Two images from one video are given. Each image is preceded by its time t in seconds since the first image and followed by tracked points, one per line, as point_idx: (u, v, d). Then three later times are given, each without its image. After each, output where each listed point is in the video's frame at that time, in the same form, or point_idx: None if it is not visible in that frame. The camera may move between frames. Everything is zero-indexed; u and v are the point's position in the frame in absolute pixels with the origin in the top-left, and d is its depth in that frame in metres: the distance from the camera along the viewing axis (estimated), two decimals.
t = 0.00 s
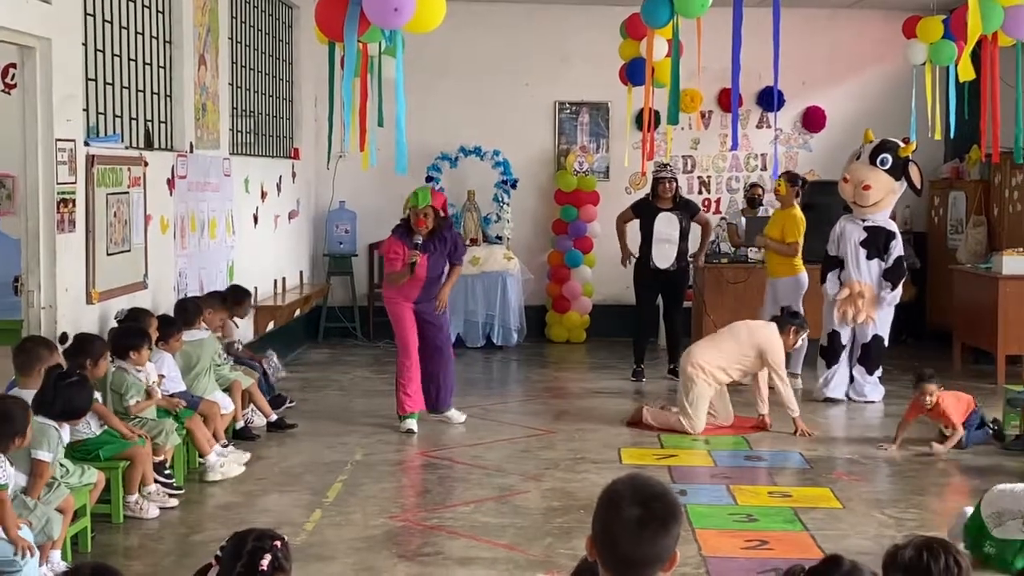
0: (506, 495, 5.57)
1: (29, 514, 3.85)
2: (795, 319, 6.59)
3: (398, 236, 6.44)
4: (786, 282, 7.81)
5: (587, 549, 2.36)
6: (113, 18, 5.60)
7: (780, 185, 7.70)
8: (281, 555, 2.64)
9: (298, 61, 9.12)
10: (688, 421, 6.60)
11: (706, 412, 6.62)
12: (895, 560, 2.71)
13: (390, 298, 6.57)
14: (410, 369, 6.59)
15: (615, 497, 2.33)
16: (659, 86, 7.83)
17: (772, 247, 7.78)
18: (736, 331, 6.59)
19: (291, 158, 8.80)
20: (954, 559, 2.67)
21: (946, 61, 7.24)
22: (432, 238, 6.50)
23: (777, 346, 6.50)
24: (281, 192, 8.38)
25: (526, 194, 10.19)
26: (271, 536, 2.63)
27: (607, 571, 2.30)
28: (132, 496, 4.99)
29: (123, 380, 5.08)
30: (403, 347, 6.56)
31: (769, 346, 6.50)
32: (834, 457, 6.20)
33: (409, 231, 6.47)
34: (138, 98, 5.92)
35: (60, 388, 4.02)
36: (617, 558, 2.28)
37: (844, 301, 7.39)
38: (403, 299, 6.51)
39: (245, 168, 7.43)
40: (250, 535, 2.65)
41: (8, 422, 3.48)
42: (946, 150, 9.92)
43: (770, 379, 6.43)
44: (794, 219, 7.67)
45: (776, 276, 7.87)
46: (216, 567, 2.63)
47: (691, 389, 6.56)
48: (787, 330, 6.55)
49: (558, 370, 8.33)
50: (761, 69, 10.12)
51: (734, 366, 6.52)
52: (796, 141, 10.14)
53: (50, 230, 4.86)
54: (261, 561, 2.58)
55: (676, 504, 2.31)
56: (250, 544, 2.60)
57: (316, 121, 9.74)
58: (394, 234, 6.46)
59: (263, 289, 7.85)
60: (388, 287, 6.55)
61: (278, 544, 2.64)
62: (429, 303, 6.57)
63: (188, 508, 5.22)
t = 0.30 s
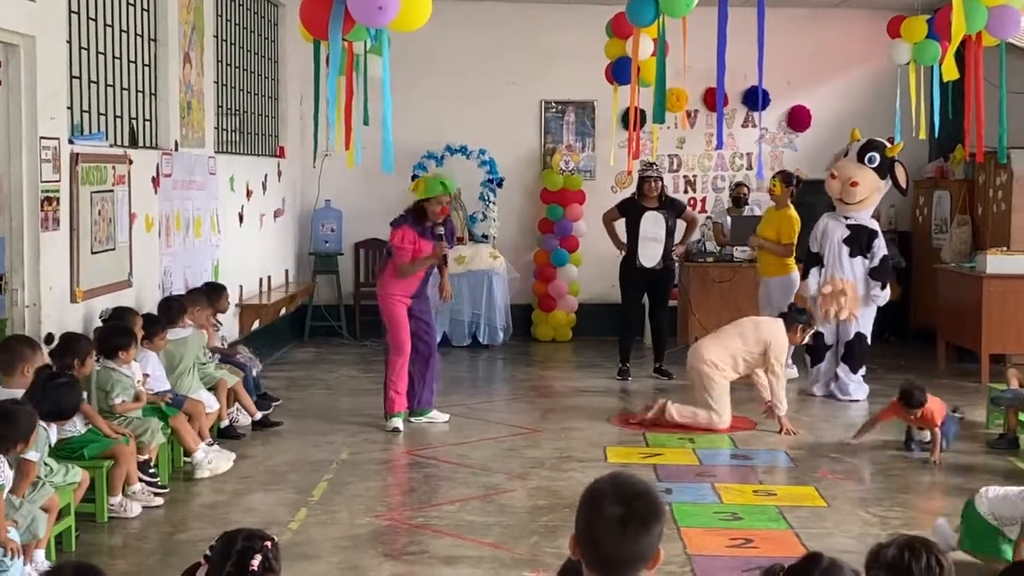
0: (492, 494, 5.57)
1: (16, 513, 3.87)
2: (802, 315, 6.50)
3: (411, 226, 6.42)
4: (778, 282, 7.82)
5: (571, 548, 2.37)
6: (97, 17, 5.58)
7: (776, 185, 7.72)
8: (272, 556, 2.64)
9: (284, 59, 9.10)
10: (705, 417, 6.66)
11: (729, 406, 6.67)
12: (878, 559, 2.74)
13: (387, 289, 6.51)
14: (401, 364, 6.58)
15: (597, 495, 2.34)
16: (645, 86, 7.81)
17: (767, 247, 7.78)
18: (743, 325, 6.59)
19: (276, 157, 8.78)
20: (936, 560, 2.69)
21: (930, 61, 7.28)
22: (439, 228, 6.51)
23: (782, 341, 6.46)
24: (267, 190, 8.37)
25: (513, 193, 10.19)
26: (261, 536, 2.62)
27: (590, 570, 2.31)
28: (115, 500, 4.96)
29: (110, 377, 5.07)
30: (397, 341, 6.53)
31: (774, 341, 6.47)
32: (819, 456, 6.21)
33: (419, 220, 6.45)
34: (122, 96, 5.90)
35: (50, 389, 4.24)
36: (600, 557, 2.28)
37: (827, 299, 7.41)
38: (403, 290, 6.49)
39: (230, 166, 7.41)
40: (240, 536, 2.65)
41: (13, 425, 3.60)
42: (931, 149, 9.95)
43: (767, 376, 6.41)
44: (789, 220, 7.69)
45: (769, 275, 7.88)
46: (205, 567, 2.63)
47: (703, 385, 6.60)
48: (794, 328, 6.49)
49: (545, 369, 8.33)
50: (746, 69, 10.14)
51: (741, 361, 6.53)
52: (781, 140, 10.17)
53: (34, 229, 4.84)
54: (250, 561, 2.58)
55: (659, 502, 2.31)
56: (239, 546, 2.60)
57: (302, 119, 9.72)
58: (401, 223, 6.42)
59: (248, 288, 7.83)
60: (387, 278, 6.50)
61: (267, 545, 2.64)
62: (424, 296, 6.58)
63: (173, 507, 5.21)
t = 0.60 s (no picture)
0: (471, 493, 5.57)
1: None
2: (799, 315, 6.67)
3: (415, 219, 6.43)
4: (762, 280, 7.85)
5: (550, 546, 2.37)
6: (76, 14, 5.55)
7: (765, 186, 7.76)
8: (251, 561, 2.64)
9: (264, 58, 9.08)
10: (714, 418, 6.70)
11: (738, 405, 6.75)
12: (855, 559, 2.76)
13: (389, 284, 6.47)
14: (397, 360, 6.56)
15: (576, 495, 2.35)
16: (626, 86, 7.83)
17: (757, 245, 7.80)
18: (747, 325, 6.70)
19: (256, 156, 8.76)
20: (912, 559, 2.72)
21: (908, 62, 7.28)
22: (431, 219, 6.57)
23: (784, 339, 6.61)
24: (246, 189, 8.34)
25: (493, 192, 10.19)
26: (241, 542, 2.64)
27: (568, 569, 2.32)
28: (98, 495, 4.93)
29: (89, 377, 5.05)
30: (398, 338, 6.49)
31: (776, 339, 6.61)
32: (798, 454, 6.23)
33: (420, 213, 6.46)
34: (101, 94, 5.88)
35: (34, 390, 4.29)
36: (578, 556, 2.30)
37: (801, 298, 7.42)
38: (406, 285, 6.47)
39: (209, 165, 7.39)
40: (219, 541, 2.65)
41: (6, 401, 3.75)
42: (909, 150, 9.99)
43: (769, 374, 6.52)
44: (777, 220, 7.80)
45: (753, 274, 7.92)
46: (182, 572, 2.63)
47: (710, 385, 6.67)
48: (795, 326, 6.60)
49: (525, 368, 8.32)
50: (726, 69, 10.16)
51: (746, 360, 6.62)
52: (761, 140, 10.19)
53: (11, 227, 4.82)
54: (231, 567, 2.58)
55: (638, 503, 2.32)
56: (219, 550, 2.60)
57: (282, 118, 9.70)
58: (406, 217, 6.41)
59: (228, 288, 7.80)
60: (390, 272, 6.45)
61: (247, 550, 2.64)
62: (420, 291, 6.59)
63: (152, 507, 5.20)
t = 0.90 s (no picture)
0: (446, 493, 5.57)
1: None
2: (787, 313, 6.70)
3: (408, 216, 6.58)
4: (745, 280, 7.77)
5: (524, 544, 2.37)
6: (49, 13, 5.52)
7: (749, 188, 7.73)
8: (219, 568, 2.63)
9: (239, 57, 9.05)
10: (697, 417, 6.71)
11: (717, 406, 6.76)
12: (828, 559, 2.77)
13: (388, 279, 6.61)
14: (401, 352, 6.70)
15: (550, 493, 2.34)
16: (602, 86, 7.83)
17: (740, 245, 7.73)
18: (741, 325, 6.65)
19: (231, 155, 8.72)
20: (885, 560, 2.74)
21: (882, 62, 7.32)
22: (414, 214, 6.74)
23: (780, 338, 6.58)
24: (221, 188, 8.32)
25: (469, 192, 10.19)
26: (208, 549, 2.62)
27: (542, 568, 2.31)
28: (73, 492, 4.91)
29: (61, 377, 5.03)
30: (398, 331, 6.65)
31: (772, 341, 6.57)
32: (772, 454, 6.26)
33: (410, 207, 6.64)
34: (74, 93, 5.85)
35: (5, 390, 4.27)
36: (551, 554, 2.29)
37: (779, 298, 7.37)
38: (402, 277, 6.67)
39: (183, 164, 7.36)
40: (186, 548, 2.64)
41: None
42: (883, 150, 10.04)
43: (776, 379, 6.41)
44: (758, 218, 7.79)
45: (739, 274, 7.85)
46: None
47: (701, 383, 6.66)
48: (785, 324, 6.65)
49: (501, 368, 8.32)
50: (700, 69, 10.19)
51: (740, 361, 6.59)
52: (736, 140, 10.22)
53: None
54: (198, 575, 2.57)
55: (612, 501, 2.31)
56: (185, 559, 2.59)
57: (257, 117, 9.67)
58: (406, 213, 6.56)
59: (202, 287, 7.76)
60: (390, 268, 6.61)
61: (214, 557, 2.64)
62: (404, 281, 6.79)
63: (124, 508, 5.17)
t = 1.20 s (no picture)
0: (418, 494, 5.56)
1: None
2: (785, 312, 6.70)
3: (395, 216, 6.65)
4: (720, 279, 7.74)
5: (498, 545, 2.36)
6: (18, 12, 5.47)
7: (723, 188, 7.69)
8: (182, 572, 2.61)
9: (211, 56, 9.00)
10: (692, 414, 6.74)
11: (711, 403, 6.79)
12: (798, 559, 2.76)
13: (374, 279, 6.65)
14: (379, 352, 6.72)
15: (524, 495, 2.33)
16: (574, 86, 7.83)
17: (716, 244, 7.72)
18: (734, 326, 6.67)
19: (202, 155, 8.67)
20: (855, 559, 2.73)
21: (852, 64, 7.36)
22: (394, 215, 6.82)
23: (771, 338, 6.60)
24: (192, 188, 8.27)
25: (441, 192, 10.18)
26: (171, 552, 2.60)
27: (515, 568, 2.30)
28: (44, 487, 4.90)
29: (30, 377, 5.00)
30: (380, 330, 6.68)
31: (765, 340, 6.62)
32: (744, 454, 6.28)
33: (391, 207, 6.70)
34: (43, 93, 5.80)
35: None
36: (524, 555, 2.28)
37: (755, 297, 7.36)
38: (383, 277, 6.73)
39: (154, 164, 7.31)
40: (148, 551, 2.61)
41: None
42: (854, 151, 10.09)
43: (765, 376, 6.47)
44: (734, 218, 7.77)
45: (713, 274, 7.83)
46: None
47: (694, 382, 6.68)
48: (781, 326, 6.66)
49: (474, 369, 8.31)
50: (673, 70, 10.22)
51: (732, 362, 6.62)
52: (709, 141, 10.25)
53: None
54: None
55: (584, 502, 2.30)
56: (147, 561, 2.57)
57: (228, 116, 9.63)
58: (393, 214, 6.64)
59: (173, 287, 7.72)
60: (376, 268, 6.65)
61: (177, 560, 2.61)
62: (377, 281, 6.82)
63: (93, 509, 5.14)
